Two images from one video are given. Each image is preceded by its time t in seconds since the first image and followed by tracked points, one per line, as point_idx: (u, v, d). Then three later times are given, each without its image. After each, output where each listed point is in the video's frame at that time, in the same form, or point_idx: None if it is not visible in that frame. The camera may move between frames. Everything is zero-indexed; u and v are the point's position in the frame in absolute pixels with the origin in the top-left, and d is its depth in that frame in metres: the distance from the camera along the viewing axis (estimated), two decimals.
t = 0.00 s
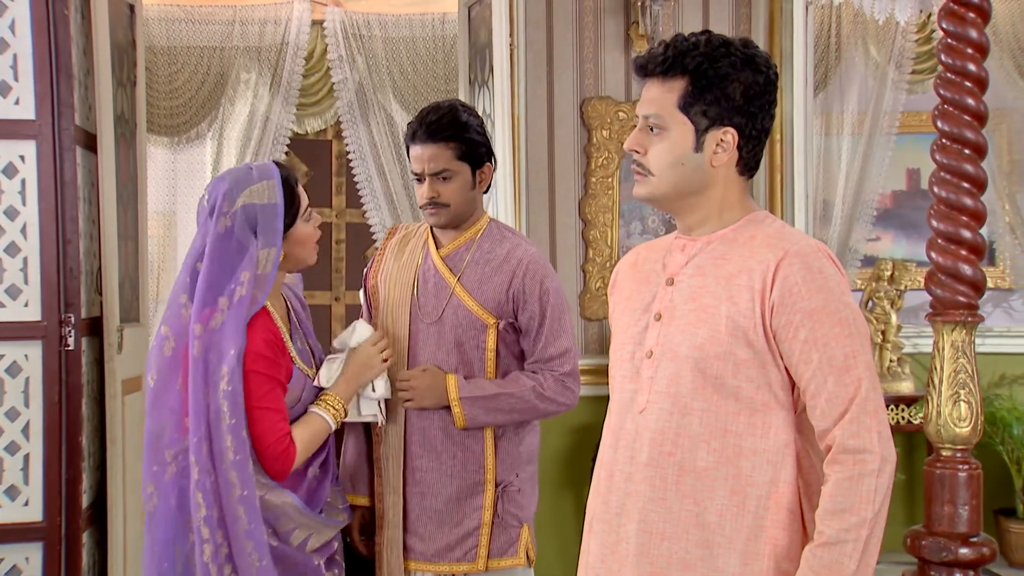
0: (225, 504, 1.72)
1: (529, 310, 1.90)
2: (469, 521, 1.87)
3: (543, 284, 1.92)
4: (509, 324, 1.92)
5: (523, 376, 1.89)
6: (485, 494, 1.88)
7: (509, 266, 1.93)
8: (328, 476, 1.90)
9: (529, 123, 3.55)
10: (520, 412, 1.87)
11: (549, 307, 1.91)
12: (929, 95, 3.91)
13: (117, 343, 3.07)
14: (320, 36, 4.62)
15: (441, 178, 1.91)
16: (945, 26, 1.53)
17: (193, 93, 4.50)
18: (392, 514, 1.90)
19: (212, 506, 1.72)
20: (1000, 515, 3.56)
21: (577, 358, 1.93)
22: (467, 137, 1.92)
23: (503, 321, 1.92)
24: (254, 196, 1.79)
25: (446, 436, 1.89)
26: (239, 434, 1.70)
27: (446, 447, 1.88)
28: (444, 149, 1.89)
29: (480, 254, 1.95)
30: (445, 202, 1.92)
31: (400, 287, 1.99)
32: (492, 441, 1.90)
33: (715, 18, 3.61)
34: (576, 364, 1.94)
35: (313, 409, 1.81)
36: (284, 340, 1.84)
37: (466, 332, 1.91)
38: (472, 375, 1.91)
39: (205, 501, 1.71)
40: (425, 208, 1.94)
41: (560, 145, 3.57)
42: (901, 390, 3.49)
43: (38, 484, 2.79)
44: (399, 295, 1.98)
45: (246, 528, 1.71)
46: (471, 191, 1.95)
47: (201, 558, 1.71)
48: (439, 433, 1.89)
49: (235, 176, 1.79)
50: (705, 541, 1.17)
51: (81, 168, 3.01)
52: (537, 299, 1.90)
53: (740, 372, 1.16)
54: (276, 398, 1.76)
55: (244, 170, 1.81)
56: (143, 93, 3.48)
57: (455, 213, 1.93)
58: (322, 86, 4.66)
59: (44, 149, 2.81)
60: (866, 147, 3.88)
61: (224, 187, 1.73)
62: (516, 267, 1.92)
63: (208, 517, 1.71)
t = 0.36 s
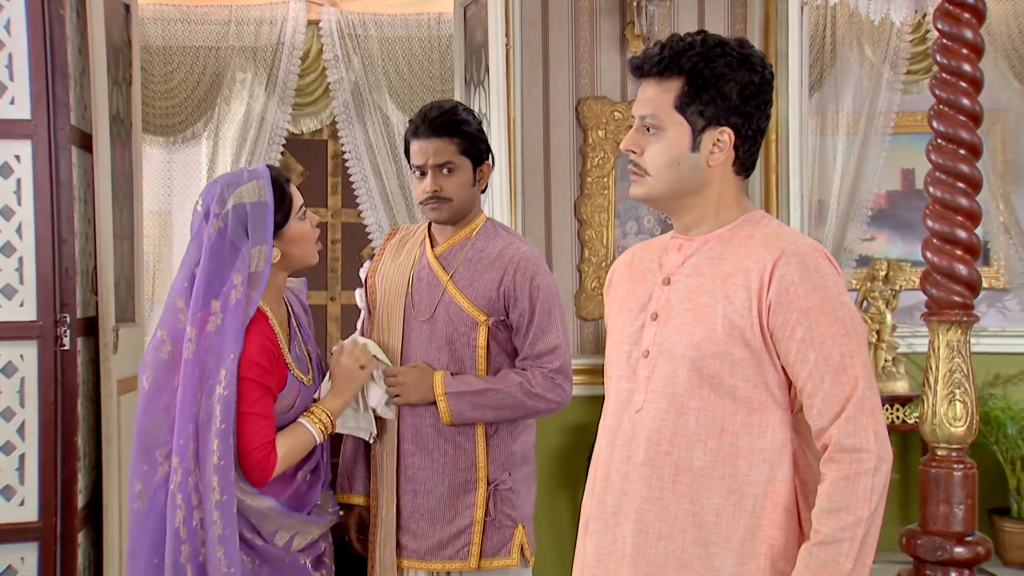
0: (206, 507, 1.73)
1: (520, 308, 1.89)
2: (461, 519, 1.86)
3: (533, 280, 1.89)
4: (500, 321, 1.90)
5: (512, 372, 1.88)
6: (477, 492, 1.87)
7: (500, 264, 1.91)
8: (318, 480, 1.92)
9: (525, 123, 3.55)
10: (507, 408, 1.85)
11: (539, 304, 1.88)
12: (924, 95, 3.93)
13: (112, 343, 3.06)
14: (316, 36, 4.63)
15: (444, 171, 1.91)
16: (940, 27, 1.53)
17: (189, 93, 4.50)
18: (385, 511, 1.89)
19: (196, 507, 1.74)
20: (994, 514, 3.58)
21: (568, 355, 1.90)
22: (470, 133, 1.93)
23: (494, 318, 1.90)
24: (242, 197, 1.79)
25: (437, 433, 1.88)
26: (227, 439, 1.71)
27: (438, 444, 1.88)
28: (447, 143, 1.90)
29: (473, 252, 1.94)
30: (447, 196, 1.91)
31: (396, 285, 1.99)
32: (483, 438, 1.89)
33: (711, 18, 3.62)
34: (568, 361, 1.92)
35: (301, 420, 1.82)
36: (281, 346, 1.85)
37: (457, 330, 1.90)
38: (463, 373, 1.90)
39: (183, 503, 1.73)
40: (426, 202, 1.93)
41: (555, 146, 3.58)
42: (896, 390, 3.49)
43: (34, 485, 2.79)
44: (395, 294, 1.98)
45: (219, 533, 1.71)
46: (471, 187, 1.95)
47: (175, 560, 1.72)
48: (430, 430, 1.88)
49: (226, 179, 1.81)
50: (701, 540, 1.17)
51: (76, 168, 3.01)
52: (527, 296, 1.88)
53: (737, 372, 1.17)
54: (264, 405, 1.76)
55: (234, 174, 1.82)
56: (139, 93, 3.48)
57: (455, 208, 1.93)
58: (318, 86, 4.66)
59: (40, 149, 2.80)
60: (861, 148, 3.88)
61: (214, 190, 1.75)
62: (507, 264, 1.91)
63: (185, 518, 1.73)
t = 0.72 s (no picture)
0: (215, 507, 1.73)
1: (514, 305, 1.87)
2: (455, 518, 1.84)
3: (527, 277, 1.88)
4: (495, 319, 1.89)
5: (505, 370, 1.86)
6: (471, 491, 1.85)
7: (496, 262, 1.91)
8: (324, 479, 1.95)
9: (522, 123, 3.55)
10: (499, 408, 1.83)
11: (533, 302, 1.87)
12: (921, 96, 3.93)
13: (110, 343, 3.06)
14: (314, 36, 4.62)
15: (449, 165, 1.92)
16: (938, 27, 1.54)
17: (186, 93, 4.50)
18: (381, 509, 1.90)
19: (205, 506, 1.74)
20: (990, 514, 3.59)
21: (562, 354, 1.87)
22: (476, 129, 1.96)
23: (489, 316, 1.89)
24: (236, 195, 1.80)
25: (432, 431, 1.87)
26: (234, 438, 1.71)
27: (433, 443, 1.87)
28: (453, 137, 1.93)
29: (471, 250, 1.94)
30: (452, 190, 1.92)
31: (396, 284, 1.99)
32: (478, 437, 1.87)
33: (708, 18, 3.63)
34: (563, 361, 1.89)
35: (301, 422, 1.84)
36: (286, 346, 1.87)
37: (452, 327, 1.89)
38: (456, 371, 1.89)
39: (191, 503, 1.73)
40: (430, 196, 1.94)
41: (553, 146, 3.58)
42: (893, 389, 3.49)
43: (32, 484, 2.79)
44: (394, 293, 1.99)
45: (236, 531, 1.72)
46: (475, 184, 1.96)
47: (184, 561, 1.72)
48: (425, 428, 1.88)
49: (221, 179, 1.82)
50: (700, 539, 1.18)
51: (74, 168, 3.01)
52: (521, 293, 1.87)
53: (735, 371, 1.17)
54: (265, 407, 1.76)
55: (229, 175, 1.83)
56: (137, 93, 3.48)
57: (459, 203, 1.93)
58: (316, 85, 4.65)
59: (38, 148, 2.80)
60: (858, 148, 3.89)
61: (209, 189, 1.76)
62: (502, 262, 1.90)
63: (193, 519, 1.73)
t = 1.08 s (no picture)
0: (218, 501, 1.73)
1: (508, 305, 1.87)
2: (450, 518, 1.84)
3: (523, 276, 1.87)
4: (490, 318, 1.88)
5: (499, 370, 1.86)
6: (467, 491, 1.85)
7: (493, 261, 1.90)
8: (325, 474, 1.95)
9: (521, 123, 3.55)
10: (493, 408, 1.83)
11: (528, 302, 1.86)
12: (919, 96, 3.94)
13: (109, 343, 3.06)
14: (313, 35, 4.62)
15: (448, 163, 1.93)
16: (937, 28, 1.54)
17: (186, 93, 4.50)
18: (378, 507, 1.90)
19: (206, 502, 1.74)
20: (989, 514, 3.59)
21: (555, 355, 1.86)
22: (479, 128, 1.96)
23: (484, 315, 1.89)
24: (240, 189, 1.80)
25: (427, 430, 1.88)
26: (239, 430, 1.71)
27: (429, 442, 1.87)
28: (454, 134, 1.93)
29: (469, 249, 1.93)
30: (449, 187, 1.93)
31: (397, 283, 2.00)
32: (474, 436, 1.87)
33: (706, 18, 3.63)
34: (557, 361, 1.88)
35: (298, 415, 1.83)
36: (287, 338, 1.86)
37: (447, 326, 1.89)
38: (451, 370, 1.88)
39: (192, 498, 1.73)
40: (428, 191, 1.94)
41: (552, 146, 3.58)
42: (891, 389, 3.50)
43: (31, 483, 2.78)
44: (395, 291, 1.99)
45: (243, 526, 1.72)
46: (475, 182, 1.96)
47: (186, 556, 1.72)
48: (421, 427, 1.88)
49: (222, 173, 1.82)
50: (700, 539, 1.18)
51: (73, 167, 3.01)
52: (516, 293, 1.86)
53: (735, 371, 1.17)
54: (263, 397, 1.76)
55: (231, 168, 1.83)
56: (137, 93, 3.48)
57: (457, 200, 1.93)
58: (315, 85, 4.64)
59: (38, 149, 2.80)
60: (857, 147, 3.90)
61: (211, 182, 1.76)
62: (499, 261, 1.90)
63: (195, 514, 1.73)
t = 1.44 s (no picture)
0: (222, 504, 1.73)
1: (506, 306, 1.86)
2: (451, 519, 1.84)
3: (520, 277, 1.87)
4: (489, 319, 1.88)
5: (497, 370, 1.86)
6: (468, 492, 1.85)
7: (492, 261, 1.90)
8: (319, 477, 1.95)
9: (521, 123, 3.55)
10: (492, 408, 1.82)
11: (525, 303, 1.86)
12: (919, 96, 3.94)
13: (109, 343, 3.06)
14: (313, 35, 4.62)
15: (435, 161, 1.92)
16: (936, 28, 1.54)
17: (185, 93, 4.50)
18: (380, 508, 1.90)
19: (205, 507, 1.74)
20: (988, 514, 3.59)
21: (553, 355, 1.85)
22: (471, 126, 1.94)
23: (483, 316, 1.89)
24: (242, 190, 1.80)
25: (428, 431, 1.88)
26: (251, 432, 1.72)
27: (430, 443, 1.87)
28: (443, 132, 1.93)
29: (469, 249, 1.94)
30: (434, 185, 1.93)
31: (398, 284, 2.00)
32: (475, 437, 1.87)
33: (705, 18, 3.63)
34: (556, 361, 1.87)
35: (307, 412, 1.85)
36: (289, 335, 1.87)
37: (446, 327, 1.89)
38: (450, 371, 1.89)
39: (189, 502, 1.73)
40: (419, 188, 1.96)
41: (551, 146, 3.58)
42: (890, 389, 3.50)
43: (30, 483, 2.78)
44: (395, 292, 1.99)
45: (249, 531, 1.72)
46: (464, 181, 1.94)
47: (179, 561, 1.71)
48: (421, 428, 1.88)
49: (221, 174, 1.82)
50: (699, 540, 1.18)
51: (73, 167, 3.01)
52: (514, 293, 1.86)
53: (734, 371, 1.17)
54: (274, 395, 1.79)
55: (229, 169, 1.82)
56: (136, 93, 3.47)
57: (441, 198, 1.93)
58: (315, 85, 4.65)
59: (37, 149, 2.80)
60: (856, 147, 3.90)
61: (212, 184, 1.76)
62: (497, 262, 1.89)
63: (190, 518, 1.73)
